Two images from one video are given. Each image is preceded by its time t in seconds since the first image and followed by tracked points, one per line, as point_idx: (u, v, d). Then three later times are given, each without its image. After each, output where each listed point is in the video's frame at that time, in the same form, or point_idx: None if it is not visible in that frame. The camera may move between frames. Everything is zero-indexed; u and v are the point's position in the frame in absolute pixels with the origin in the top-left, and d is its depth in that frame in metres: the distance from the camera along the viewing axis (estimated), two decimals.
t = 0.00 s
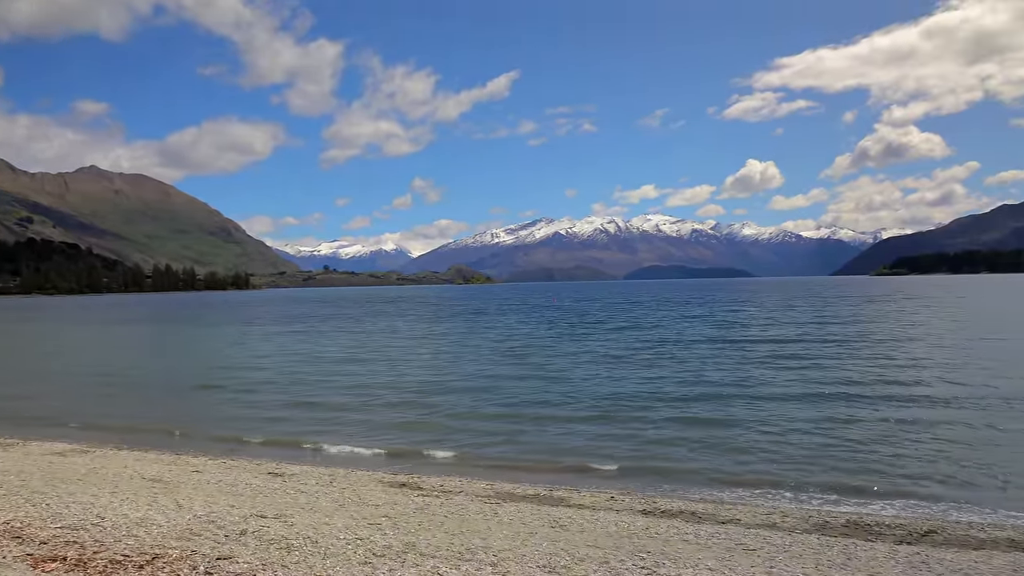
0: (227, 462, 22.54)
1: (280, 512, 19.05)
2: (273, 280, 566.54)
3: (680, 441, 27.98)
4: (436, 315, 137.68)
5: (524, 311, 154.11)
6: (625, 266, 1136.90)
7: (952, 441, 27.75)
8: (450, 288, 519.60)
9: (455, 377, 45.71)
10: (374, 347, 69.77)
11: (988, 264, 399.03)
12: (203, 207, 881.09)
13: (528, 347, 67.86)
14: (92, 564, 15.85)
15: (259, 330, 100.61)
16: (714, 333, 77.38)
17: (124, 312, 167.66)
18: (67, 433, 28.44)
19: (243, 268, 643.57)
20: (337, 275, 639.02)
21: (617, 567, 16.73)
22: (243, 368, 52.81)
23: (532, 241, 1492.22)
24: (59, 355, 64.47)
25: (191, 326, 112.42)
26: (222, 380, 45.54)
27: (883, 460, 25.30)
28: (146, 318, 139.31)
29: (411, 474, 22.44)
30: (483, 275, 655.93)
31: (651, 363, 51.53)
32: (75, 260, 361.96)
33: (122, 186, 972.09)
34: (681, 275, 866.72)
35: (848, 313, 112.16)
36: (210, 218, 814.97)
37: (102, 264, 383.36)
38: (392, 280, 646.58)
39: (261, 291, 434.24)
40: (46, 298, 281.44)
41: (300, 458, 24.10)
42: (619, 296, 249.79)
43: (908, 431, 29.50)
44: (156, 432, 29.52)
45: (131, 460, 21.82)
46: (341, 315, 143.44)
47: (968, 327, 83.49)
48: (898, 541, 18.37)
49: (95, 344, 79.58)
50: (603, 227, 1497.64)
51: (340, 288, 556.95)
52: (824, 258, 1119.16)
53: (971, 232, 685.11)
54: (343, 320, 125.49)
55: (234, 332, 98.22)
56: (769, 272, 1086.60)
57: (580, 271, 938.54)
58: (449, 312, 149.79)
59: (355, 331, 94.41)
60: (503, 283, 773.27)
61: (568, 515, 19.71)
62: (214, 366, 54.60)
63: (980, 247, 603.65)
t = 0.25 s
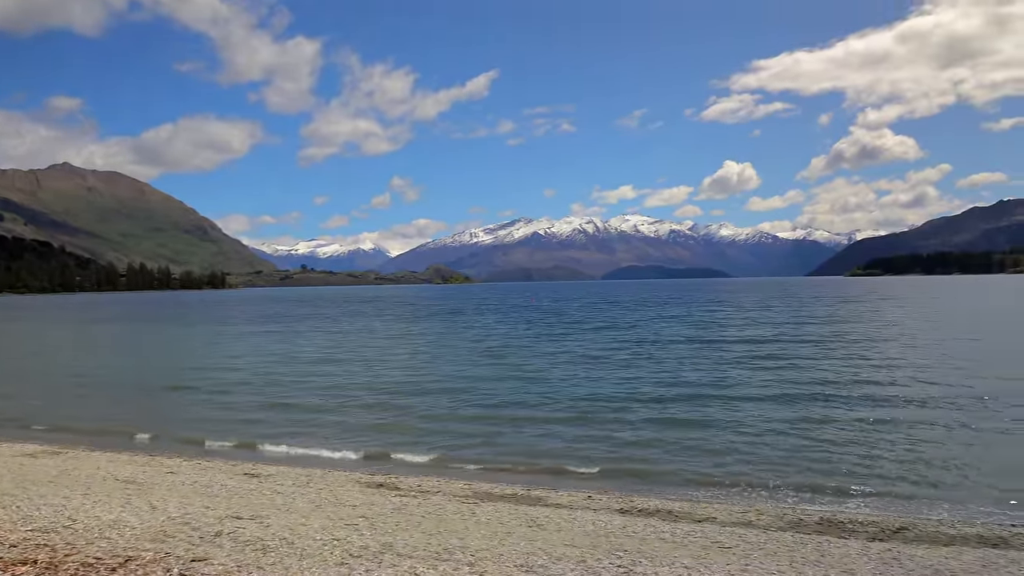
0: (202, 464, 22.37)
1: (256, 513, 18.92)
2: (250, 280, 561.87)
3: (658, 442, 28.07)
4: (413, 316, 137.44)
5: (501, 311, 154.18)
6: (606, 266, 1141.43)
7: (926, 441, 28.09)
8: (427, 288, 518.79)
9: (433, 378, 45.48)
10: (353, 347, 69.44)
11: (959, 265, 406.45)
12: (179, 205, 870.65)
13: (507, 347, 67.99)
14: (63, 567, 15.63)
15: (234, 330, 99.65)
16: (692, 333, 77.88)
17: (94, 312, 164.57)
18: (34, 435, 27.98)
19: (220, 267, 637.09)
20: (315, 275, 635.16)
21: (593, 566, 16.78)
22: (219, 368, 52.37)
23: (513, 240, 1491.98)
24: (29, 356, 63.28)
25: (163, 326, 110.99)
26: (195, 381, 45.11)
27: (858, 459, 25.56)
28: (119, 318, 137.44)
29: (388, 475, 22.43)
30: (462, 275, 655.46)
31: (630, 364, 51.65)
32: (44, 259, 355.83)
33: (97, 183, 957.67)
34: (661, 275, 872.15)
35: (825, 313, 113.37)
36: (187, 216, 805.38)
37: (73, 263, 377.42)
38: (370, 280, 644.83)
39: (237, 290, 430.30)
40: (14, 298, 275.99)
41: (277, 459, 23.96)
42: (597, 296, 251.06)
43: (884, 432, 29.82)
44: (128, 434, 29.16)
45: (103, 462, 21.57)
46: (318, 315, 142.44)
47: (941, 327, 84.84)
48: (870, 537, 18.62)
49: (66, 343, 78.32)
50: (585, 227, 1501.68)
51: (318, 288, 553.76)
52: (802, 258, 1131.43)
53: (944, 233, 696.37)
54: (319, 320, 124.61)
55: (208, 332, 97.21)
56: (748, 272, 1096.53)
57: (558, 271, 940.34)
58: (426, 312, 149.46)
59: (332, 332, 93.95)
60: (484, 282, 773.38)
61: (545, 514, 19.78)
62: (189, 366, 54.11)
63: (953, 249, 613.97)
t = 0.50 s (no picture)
0: (175, 465, 22.16)
1: (229, 515, 18.76)
2: (226, 279, 556.38)
3: (635, 442, 28.22)
4: (390, 316, 137.14)
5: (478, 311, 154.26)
6: (585, 266, 1146.04)
7: (905, 443, 28.32)
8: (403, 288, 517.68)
9: (411, 379, 45.27)
10: (329, 347, 69.08)
11: (928, 266, 413.47)
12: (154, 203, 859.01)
13: (484, 347, 68.08)
14: (31, 570, 15.36)
15: (206, 330, 98.59)
16: (669, 333, 78.47)
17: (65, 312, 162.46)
18: None
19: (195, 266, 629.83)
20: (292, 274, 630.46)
21: (569, 565, 16.86)
22: (192, 369, 51.81)
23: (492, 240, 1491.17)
24: None
25: (134, 326, 109.40)
26: (167, 382, 44.58)
27: (836, 460, 25.76)
28: (89, 318, 135.40)
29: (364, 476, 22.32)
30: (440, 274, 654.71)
31: (608, 364, 51.83)
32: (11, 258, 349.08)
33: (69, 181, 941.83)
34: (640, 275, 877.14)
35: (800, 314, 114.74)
36: (161, 215, 794.87)
37: (42, 262, 370.78)
38: (347, 279, 642.00)
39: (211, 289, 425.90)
40: None
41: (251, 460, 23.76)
42: (574, 296, 252.27)
43: (862, 433, 30.09)
44: (98, 436, 28.74)
45: (73, 465, 21.25)
46: (292, 316, 141.33)
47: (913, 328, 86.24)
48: (842, 535, 18.86)
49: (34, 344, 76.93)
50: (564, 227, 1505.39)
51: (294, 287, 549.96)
52: (778, 258, 1144.10)
53: (915, 235, 708.30)
54: (293, 320, 123.72)
55: (181, 332, 96.05)
56: (725, 272, 1106.85)
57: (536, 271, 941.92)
58: (403, 312, 149.08)
59: (307, 332, 93.40)
60: (460, 282, 771.95)
61: (521, 514, 19.82)
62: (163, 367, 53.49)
63: (924, 250, 625.03)
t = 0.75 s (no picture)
0: (146, 467, 21.90)
1: (202, 517, 18.56)
2: (199, 278, 549.97)
3: (612, 443, 28.33)
4: (365, 316, 136.48)
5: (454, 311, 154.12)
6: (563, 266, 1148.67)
7: (880, 443, 28.61)
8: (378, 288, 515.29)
9: (384, 381, 44.93)
10: (304, 348, 68.57)
11: (899, 267, 420.03)
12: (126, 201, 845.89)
13: (461, 347, 68.02)
14: None
15: (176, 330, 97.31)
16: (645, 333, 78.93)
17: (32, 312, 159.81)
18: None
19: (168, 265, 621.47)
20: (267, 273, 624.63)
21: (544, 564, 16.90)
22: (164, 370, 51.16)
23: (471, 239, 1488.54)
24: None
25: (102, 326, 107.58)
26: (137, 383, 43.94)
27: (809, 461, 26.04)
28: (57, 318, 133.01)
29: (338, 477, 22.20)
30: (416, 274, 652.48)
31: (584, 365, 51.88)
32: None
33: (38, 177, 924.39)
34: (617, 274, 881.02)
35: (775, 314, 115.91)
36: (134, 213, 783.18)
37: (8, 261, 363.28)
38: (323, 279, 637.66)
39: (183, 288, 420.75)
40: None
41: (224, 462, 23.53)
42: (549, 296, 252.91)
43: (838, 435, 30.30)
44: (64, 438, 28.22)
45: (42, 467, 20.94)
46: (265, 315, 139.97)
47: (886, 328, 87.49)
48: (814, 532, 19.11)
49: None
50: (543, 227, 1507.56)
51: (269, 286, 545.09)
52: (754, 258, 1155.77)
53: (886, 235, 719.58)
54: (266, 320, 122.49)
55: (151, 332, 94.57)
56: (701, 272, 1115.74)
57: (512, 271, 940.93)
58: (377, 312, 148.36)
59: (280, 332, 92.61)
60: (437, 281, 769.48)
61: (497, 514, 19.85)
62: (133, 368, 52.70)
63: (895, 250, 635.12)
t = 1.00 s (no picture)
0: (117, 468, 21.63)
1: (175, 519, 18.35)
2: (172, 278, 543.04)
3: (588, 443, 28.44)
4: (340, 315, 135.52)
5: (430, 310, 153.67)
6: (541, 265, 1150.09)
7: (855, 444, 28.85)
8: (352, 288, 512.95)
9: (359, 381, 44.60)
10: (279, 348, 67.92)
11: (870, 267, 426.14)
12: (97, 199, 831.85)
13: (438, 347, 67.88)
14: None
15: (146, 330, 96.04)
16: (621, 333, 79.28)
17: None
18: None
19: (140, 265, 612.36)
20: (242, 273, 618.30)
21: (520, 563, 16.92)
22: (134, 371, 50.42)
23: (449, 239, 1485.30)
24: None
25: (70, 325, 105.61)
26: (105, 385, 43.19)
27: (783, 461, 26.28)
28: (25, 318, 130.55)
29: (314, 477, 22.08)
30: (393, 274, 649.74)
31: (560, 365, 51.91)
32: None
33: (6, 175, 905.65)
34: (594, 274, 883.92)
35: (750, 313, 116.94)
36: (106, 212, 770.52)
37: None
38: (298, 278, 632.54)
39: (154, 288, 415.32)
40: None
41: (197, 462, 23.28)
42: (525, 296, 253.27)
43: (814, 436, 30.49)
44: (28, 440, 27.67)
45: (11, 469, 20.64)
46: (238, 315, 138.41)
47: (859, 328, 88.67)
48: (787, 529, 19.34)
49: None
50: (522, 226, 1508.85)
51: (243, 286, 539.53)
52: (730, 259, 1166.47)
53: (859, 236, 730.25)
54: (237, 320, 121.11)
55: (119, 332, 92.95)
56: (677, 273, 1123.74)
57: (489, 271, 932.94)
58: (352, 312, 147.35)
59: (253, 332, 91.76)
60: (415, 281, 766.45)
61: (474, 513, 19.83)
62: (102, 369, 51.81)
63: (868, 251, 644.49)
